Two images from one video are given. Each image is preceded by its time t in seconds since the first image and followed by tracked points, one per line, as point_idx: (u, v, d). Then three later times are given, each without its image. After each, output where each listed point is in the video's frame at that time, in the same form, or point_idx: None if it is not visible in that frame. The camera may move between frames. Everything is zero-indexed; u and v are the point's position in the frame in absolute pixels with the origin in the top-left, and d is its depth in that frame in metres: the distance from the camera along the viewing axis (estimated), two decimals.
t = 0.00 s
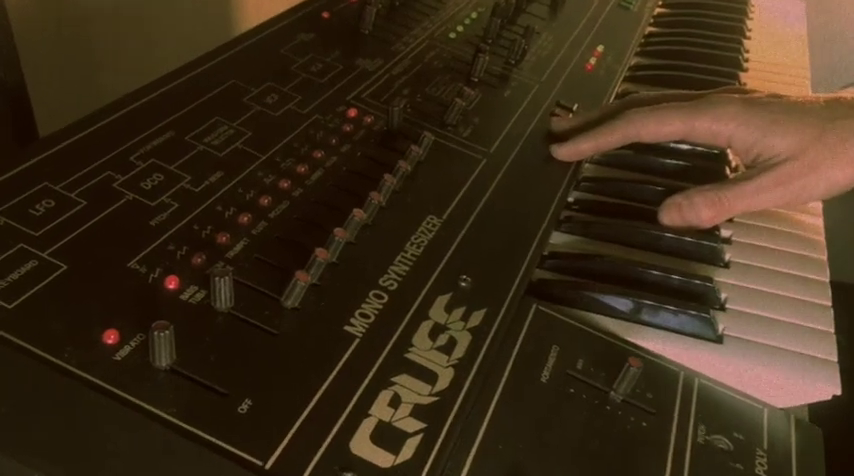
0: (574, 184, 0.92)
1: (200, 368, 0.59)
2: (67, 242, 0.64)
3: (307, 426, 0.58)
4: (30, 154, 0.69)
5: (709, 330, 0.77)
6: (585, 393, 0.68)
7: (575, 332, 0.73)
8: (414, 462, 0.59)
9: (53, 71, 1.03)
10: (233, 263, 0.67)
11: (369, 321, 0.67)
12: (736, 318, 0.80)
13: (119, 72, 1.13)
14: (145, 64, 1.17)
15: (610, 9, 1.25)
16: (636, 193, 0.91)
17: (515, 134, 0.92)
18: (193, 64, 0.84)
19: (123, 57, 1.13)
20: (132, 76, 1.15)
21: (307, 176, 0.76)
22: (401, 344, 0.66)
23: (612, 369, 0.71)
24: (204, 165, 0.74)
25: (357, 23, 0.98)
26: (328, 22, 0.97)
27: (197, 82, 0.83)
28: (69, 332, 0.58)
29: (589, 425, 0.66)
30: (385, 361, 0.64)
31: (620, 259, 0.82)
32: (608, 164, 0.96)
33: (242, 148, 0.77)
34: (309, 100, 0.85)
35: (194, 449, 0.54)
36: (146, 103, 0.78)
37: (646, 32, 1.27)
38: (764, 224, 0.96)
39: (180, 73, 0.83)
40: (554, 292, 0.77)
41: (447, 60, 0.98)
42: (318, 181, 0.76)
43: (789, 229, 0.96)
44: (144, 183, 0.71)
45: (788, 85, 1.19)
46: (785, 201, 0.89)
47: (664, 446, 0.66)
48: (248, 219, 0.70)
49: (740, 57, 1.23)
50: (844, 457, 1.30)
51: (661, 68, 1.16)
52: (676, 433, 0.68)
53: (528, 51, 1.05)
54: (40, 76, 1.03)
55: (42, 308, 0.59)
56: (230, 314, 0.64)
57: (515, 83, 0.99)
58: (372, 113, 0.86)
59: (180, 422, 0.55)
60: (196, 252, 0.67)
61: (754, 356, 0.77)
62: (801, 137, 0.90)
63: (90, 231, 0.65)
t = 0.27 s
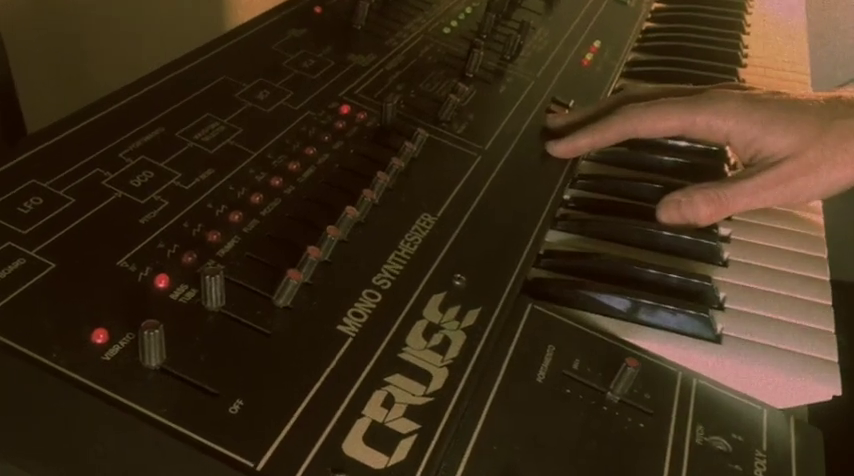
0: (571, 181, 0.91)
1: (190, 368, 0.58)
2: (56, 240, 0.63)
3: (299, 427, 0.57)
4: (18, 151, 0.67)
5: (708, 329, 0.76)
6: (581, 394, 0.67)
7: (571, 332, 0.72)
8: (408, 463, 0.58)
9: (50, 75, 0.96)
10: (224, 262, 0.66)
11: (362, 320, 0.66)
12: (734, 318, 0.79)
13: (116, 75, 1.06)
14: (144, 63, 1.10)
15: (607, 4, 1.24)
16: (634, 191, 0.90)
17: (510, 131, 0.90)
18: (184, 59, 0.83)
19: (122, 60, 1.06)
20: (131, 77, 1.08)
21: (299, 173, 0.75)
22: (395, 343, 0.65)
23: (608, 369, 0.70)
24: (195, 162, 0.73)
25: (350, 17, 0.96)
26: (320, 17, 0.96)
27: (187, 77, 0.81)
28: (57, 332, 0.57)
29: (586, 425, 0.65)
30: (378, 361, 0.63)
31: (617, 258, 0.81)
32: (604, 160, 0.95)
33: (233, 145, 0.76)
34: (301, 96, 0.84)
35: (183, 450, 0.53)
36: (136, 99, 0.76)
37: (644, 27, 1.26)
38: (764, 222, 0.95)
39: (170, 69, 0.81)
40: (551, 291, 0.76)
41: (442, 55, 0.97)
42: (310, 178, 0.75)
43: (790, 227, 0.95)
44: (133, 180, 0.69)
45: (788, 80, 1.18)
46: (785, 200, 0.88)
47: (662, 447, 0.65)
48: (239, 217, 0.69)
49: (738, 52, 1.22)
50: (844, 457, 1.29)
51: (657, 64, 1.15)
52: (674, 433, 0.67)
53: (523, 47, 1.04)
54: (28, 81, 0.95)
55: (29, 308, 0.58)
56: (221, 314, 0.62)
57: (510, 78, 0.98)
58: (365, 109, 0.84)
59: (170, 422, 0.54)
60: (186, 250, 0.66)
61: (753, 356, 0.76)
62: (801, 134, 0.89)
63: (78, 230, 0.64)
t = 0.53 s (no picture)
0: (567, 179, 0.90)
1: (180, 369, 0.57)
2: (42, 240, 0.62)
3: (291, 429, 0.56)
4: (4, 148, 0.66)
5: (706, 330, 0.75)
6: (578, 395, 0.66)
7: (567, 332, 0.71)
8: (402, 467, 0.57)
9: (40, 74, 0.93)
10: (214, 261, 0.65)
11: (355, 320, 0.65)
12: (733, 318, 0.78)
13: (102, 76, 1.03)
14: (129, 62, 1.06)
15: None
16: (631, 189, 0.89)
17: (505, 128, 0.89)
18: (173, 55, 0.82)
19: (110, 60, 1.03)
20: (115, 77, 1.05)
21: (291, 171, 0.74)
22: (388, 344, 0.64)
23: (605, 370, 0.69)
24: (184, 159, 0.71)
25: (342, 12, 0.95)
26: (313, 12, 0.95)
27: (176, 73, 0.80)
28: (43, 333, 0.56)
29: (584, 427, 0.64)
30: (372, 362, 0.62)
31: (614, 257, 0.80)
32: (600, 158, 0.94)
33: (223, 142, 0.74)
34: (293, 92, 0.82)
35: (172, 453, 0.52)
36: (123, 96, 0.75)
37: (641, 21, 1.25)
38: (764, 220, 0.94)
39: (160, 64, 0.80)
40: (546, 291, 0.75)
41: (435, 51, 0.95)
42: (302, 176, 0.74)
43: (789, 225, 0.94)
44: (122, 178, 0.68)
45: (787, 75, 1.17)
46: (785, 199, 0.87)
47: (660, 450, 0.64)
48: (230, 215, 0.68)
49: (737, 47, 1.21)
50: (844, 456, 1.28)
51: (654, 59, 1.14)
52: (672, 436, 0.66)
53: (518, 42, 1.03)
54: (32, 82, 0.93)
55: (14, 309, 0.57)
56: (211, 314, 0.61)
57: (505, 74, 0.97)
58: (358, 106, 0.83)
59: (159, 424, 0.53)
60: (176, 249, 0.65)
61: (752, 357, 0.75)
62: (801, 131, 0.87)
63: (66, 229, 0.63)
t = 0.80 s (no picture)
0: (563, 177, 0.89)
1: (170, 369, 0.56)
2: (29, 238, 0.61)
3: (281, 431, 0.55)
4: None
5: (704, 330, 0.74)
6: (574, 396, 0.65)
7: (563, 331, 0.70)
8: (395, 469, 0.56)
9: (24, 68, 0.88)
10: (204, 260, 0.64)
11: (348, 320, 0.64)
12: (732, 318, 0.77)
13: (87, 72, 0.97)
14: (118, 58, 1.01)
15: None
16: (629, 186, 0.88)
17: (500, 125, 0.88)
18: (163, 50, 0.80)
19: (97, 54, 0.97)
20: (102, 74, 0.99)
21: (282, 168, 0.73)
22: (381, 344, 0.63)
23: (602, 370, 0.68)
24: (174, 156, 0.70)
25: (335, 7, 0.94)
26: (305, 7, 0.94)
27: (166, 68, 0.79)
28: (29, 332, 0.55)
29: (580, 429, 0.63)
30: (364, 363, 0.61)
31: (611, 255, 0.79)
32: (597, 155, 0.93)
33: (213, 138, 0.73)
34: (284, 88, 0.81)
35: (161, 455, 0.51)
36: (112, 92, 0.74)
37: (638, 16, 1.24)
38: (764, 218, 0.93)
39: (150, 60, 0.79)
40: (542, 290, 0.74)
41: (429, 46, 0.94)
42: (293, 173, 0.73)
43: (789, 223, 0.93)
44: (111, 175, 0.67)
45: (786, 71, 1.16)
46: (785, 197, 0.86)
47: (658, 452, 0.63)
48: (220, 213, 0.67)
49: (736, 43, 1.20)
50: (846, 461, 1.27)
51: (651, 55, 1.13)
52: (670, 438, 0.65)
53: (513, 37, 1.02)
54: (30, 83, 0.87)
55: None
56: (202, 313, 0.60)
57: (500, 70, 0.96)
58: (351, 102, 0.82)
59: (148, 425, 0.52)
60: (165, 247, 0.63)
61: (751, 357, 0.73)
62: (802, 127, 0.86)
63: (52, 227, 0.62)
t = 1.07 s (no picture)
0: (559, 174, 0.88)
1: (158, 369, 0.55)
2: (15, 236, 0.59)
3: (272, 434, 0.54)
4: None
5: (703, 330, 0.73)
6: (569, 398, 0.64)
7: (558, 331, 0.69)
8: (388, 472, 0.55)
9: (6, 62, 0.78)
10: (194, 258, 0.62)
11: (340, 320, 0.63)
12: (730, 317, 0.76)
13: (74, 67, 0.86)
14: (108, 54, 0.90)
15: None
16: (626, 184, 0.87)
17: (494, 122, 0.87)
18: (152, 45, 0.79)
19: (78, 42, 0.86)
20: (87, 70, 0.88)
21: (273, 166, 0.72)
22: (374, 344, 0.62)
23: (599, 371, 0.67)
24: (163, 153, 0.69)
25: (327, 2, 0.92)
26: (297, 2, 0.92)
27: (155, 64, 0.77)
28: (14, 333, 0.54)
29: (576, 431, 0.62)
30: (356, 364, 0.60)
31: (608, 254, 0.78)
32: (594, 152, 0.92)
33: (202, 135, 0.72)
34: (275, 84, 0.80)
35: (149, 457, 0.50)
36: (101, 88, 0.73)
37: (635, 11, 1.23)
38: (762, 216, 0.92)
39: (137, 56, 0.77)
40: (537, 290, 0.73)
41: (422, 41, 0.93)
42: (284, 170, 0.72)
43: (788, 222, 0.92)
44: (99, 173, 0.66)
45: (785, 67, 1.15)
46: (784, 196, 0.84)
47: (654, 454, 0.62)
48: (210, 211, 0.66)
49: (734, 38, 1.19)
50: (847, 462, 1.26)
51: (647, 50, 1.12)
52: (667, 440, 0.64)
53: (508, 32, 1.01)
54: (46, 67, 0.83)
55: None
56: (191, 313, 0.59)
57: (494, 66, 0.95)
58: (343, 98, 0.81)
59: (136, 428, 0.51)
60: (154, 246, 0.62)
61: (750, 358, 0.72)
62: (800, 124, 0.85)
63: (39, 225, 0.61)
